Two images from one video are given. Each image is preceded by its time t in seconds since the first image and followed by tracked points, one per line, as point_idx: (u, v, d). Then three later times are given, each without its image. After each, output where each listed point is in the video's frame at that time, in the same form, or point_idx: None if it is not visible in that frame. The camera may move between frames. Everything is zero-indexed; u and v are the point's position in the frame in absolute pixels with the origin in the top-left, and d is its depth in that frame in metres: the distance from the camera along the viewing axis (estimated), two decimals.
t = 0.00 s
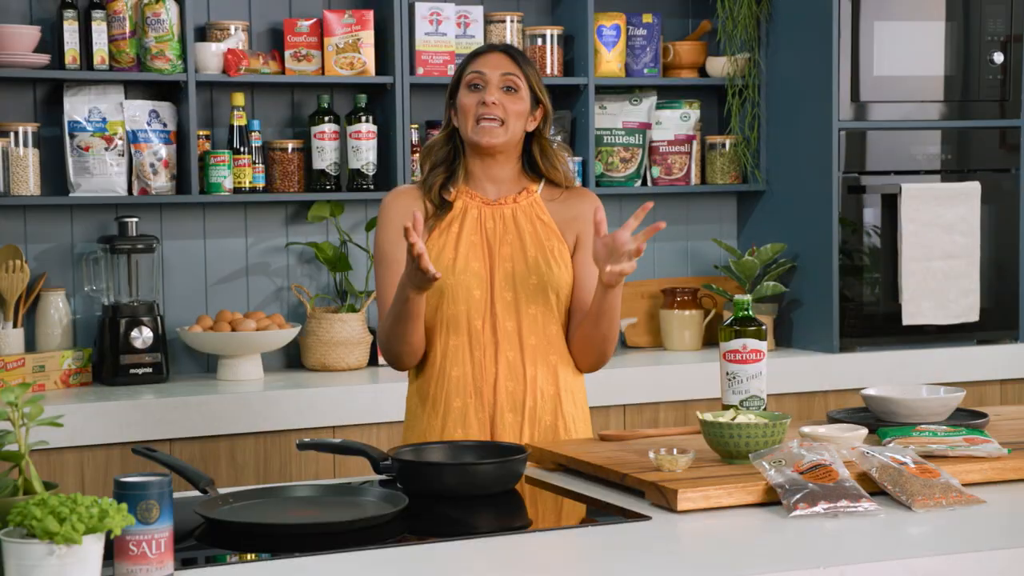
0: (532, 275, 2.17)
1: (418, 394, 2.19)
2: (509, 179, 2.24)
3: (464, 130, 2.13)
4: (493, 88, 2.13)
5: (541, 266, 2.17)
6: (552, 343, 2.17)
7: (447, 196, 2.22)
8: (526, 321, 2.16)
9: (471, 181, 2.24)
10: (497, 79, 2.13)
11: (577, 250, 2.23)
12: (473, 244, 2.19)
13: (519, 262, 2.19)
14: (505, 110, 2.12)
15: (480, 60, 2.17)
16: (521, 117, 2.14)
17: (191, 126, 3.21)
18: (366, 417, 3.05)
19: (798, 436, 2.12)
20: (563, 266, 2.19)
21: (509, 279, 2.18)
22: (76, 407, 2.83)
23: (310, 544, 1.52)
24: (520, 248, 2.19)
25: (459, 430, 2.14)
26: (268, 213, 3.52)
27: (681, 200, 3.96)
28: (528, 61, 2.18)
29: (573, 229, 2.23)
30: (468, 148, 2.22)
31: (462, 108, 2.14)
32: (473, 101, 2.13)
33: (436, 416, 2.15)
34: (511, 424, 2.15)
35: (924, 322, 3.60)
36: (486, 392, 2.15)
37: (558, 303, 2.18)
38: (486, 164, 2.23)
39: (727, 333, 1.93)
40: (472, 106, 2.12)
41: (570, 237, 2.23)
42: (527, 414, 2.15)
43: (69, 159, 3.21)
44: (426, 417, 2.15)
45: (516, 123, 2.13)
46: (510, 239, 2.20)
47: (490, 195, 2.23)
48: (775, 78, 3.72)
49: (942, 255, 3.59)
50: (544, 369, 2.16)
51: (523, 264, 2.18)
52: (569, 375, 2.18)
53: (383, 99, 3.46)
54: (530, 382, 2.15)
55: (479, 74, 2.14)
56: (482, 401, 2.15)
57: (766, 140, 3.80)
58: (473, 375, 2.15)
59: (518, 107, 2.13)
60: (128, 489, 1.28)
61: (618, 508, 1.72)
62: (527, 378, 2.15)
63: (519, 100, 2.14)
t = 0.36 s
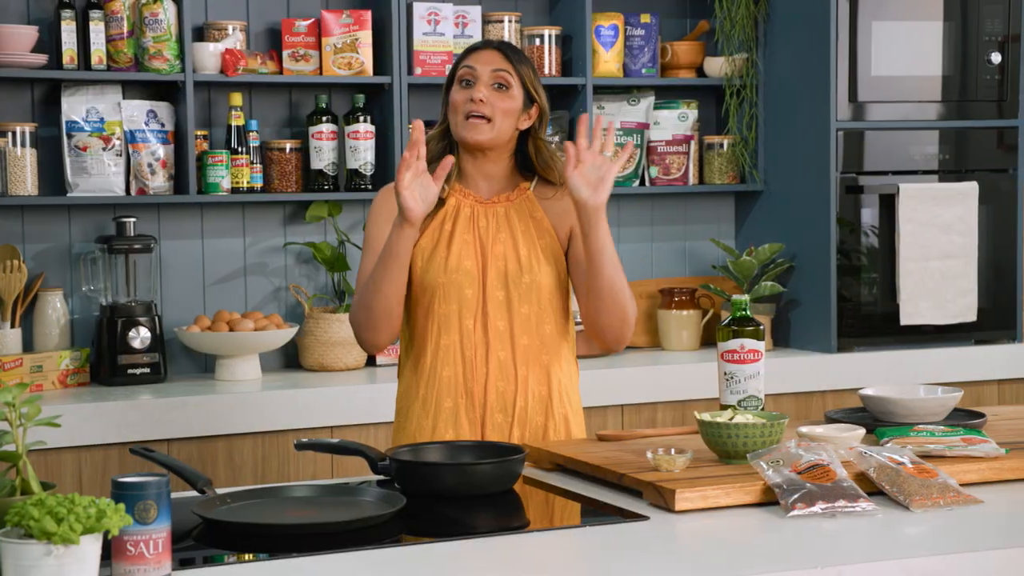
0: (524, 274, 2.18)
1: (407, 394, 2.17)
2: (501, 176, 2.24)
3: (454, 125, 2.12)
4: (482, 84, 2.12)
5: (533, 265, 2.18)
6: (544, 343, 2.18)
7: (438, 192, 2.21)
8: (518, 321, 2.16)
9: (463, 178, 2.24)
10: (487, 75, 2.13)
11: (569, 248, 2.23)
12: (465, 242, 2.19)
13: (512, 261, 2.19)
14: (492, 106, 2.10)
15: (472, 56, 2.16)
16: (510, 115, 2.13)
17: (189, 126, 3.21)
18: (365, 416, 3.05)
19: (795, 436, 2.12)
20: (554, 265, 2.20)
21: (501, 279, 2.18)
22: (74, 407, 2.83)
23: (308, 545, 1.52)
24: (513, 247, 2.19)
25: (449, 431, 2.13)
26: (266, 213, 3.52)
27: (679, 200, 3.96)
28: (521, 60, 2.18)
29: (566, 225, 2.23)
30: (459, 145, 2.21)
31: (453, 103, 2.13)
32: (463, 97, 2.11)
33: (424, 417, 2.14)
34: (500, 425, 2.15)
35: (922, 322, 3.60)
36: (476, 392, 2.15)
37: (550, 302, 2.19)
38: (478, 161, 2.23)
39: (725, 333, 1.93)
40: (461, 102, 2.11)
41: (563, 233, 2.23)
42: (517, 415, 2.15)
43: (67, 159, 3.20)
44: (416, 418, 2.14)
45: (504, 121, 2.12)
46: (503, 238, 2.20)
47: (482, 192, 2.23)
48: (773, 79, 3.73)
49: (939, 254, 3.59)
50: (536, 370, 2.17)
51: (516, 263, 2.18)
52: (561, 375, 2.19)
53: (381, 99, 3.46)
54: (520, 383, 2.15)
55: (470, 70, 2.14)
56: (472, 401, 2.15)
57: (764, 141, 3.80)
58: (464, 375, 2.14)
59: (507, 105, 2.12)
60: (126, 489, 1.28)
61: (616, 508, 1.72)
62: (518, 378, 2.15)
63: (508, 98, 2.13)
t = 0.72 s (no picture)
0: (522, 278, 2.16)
1: (405, 397, 2.15)
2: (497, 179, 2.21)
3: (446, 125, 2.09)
4: (476, 87, 2.09)
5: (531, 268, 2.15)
6: (540, 349, 2.16)
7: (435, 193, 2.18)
8: (516, 325, 2.14)
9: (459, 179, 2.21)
10: (482, 78, 2.09)
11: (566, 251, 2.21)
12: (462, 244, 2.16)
13: (509, 263, 2.16)
14: (485, 111, 2.07)
15: (470, 57, 2.13)
16: (505, 120, 2.10)
17: (185, 126, 3.20)
18: (361, 416, 3.05)
19: (792, 436, 2.12)
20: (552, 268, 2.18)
21: (499, 281, 2.16)
22: (71, 407, 2.82)
23: (305, 545, 1.52)
24: (510, 250, 2.17)
25: (447, 435, 2.11)
26: (262, 213, 3.52)
27: (676, 200, 3.97)
28: (519, 62, 2.14)
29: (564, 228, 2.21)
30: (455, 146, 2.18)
31: (447, 103, 2.09)
32: (457, 98, 2.08)
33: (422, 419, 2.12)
34: (498, 428, 2.12)
35: (919, 322, 3.60)
36: (475, 396, 2.12)
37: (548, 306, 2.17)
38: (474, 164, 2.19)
39: (722, 333, 1.94)
40: (454, 105, 2.08)
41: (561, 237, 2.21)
42: (515, 419, 2.13)
43: (63, 159, 3.20)
44: (413, 421, 2.12)
45: (496, 127, 2.09)
46: (500, 240, 2.17)
47: (478, 194, 2.20)
48: (769, 79, 3.73)
49: (935, 254, 3.59)
50: (534, 373, 2.15)
51: (514, 266, 2.16)
52: (558, 379, 2.17)
53: (378, 99, 3.46)
54: (519, 386, 2.13)
55: (466, 71, 2.10)
56: (470, 405, 2.13)
57: (760, 141, 3.80)
58: (462, 379, 2.12)
59: (501, 109, 2.09)
60: (122, 490, 1.28)
61: (613, 508, 1.72)
62: (516, 382, 2.13)
63: (503, 102, 2.10)
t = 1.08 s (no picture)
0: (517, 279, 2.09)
1: (402, 395, 2.13)
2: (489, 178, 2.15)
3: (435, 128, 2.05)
4: (464, 88, 2.03)
5: (527, 267, 2.09)
6: (537, 349, 2.10)
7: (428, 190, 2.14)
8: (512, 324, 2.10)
9: (451, 178, 2.15)
10: (471, 78, 2.04)
11: (563, 251, 2.16)
12: (456, 244, 2.10)
13: (504, 263, 2.10)
14: (473, 113, 2.02)
15: (460, 57, 2.07)
16: (494, 120, 2.05)
17: (181, 126, 3.20)
18: (357, 416, 3.05)
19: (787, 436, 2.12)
20: (548, 268, 2.11)
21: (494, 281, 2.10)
22: (67, 407, 2.82)
23: (301, 546, 1.52)
24: (505, 250, 2.11)
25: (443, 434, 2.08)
26: (257, 213, 3.52)
27: (672, 200, 3.96)
28: (509, 60, 2.08)
29: (559, 227, 2.15)
30: (445, 146, 2.13)
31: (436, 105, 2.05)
32: (445, 100, 2.03)
33: (419, 418, 2.10)
34: (495, 428, 2.10)
35: (914, 322, 3.61)
36: (470, 396, 2.09)
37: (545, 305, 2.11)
38: (466, 163, 2.14)
39: (717, 333, 1.93)
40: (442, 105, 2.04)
41: (556, 237, 2.15)
42: (511, 418, 2.10)
43: (59, 159, 3.19)
44: (410, 420, 2.10)
45: (488, 127, 2.04)
46: (495, 240, 2.11)
47: (471, 194, 2.14)
48: (764, 79, 3.73)
49: (931, 254, 3.60)
50: (530, 372, 2.10)
51: (509, 265, 2.10)
52: (555, 378, 2.12)
53: (374, 99, 3.46)
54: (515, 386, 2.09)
55: (454, 71, 2.05)
56: (466, 403, 2.10)
57: (756, 141, 3.81)
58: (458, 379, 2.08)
59: (489, 110, 2.04)
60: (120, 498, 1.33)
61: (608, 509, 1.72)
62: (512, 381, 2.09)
63: (492, 103, 2.05)
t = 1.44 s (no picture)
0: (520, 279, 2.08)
1: (405, 395, 2.10)
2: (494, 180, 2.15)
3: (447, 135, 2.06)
4: (475, 98, 2.03)
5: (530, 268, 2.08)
6: (539, 349, 2.08)
7: (434, 193, 2.14)
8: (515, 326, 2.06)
9: (457, 181, 2.15)
10: (480, 88, 2.03)
11: (565, 253, 2.15)
12: (459, 245, 2.09)
13: (506, 265, 2.09)
14: (486, 123, 2.03)
15: (464, 66, 2.06)
16: (505, 126, 2.06)
17: (177, 126, 3.20)
18: (354, 416, 3.06)
19: (783, 436, 2.12)
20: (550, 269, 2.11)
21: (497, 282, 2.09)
22: (63, 407, 2.82)
23: (298, 547, 1.52)
24: (508, 251, 2.10)
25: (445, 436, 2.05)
26: (253, 213, 3.52)
27: (667, 200, 3.96)
28: (514, 63, 2.07)
29: (561, 229, 2.15)
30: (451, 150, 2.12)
31: (447, 114, 2.06)
32: (458, 109, 2.04)
33: (422, 418, 2.07)
34: (496, 429, 2.07)
35: (910, 322, 3.61)
36: (473, 397, 2.06)
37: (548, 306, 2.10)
38: (472, 166, 2.14)
39: (713, 333, 1.93)
40: (455, 115, 2.04)
41: (559, 239, 2.14)
42: (514, 419, 2.07)
43: (54, 159, 3.19)
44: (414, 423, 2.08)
45: (499, 134, 2.05)
46: (498, 241, 2.10)
47: (477, 195, 2.14)
48: (760, 79, 3.74)
49: (926, 255, 3.60)
50: (532, 374, 2.07)
51: (512, 266, 2.09)
52: (558, 380, 2.10)
53: (369, 99, 3.46)
54: (518, 387, 2.06)
55: (462, 81, 2.05)
56: (469, 405, 2.07)
57: (752, 141, 3.80)
58: (461, 380, 2.06)
59: (501, 117, 2.04)
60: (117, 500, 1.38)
61: (605, 509, 1.72)
62: (515, 382, 2.06)
63: (503, 110, 2.05)
